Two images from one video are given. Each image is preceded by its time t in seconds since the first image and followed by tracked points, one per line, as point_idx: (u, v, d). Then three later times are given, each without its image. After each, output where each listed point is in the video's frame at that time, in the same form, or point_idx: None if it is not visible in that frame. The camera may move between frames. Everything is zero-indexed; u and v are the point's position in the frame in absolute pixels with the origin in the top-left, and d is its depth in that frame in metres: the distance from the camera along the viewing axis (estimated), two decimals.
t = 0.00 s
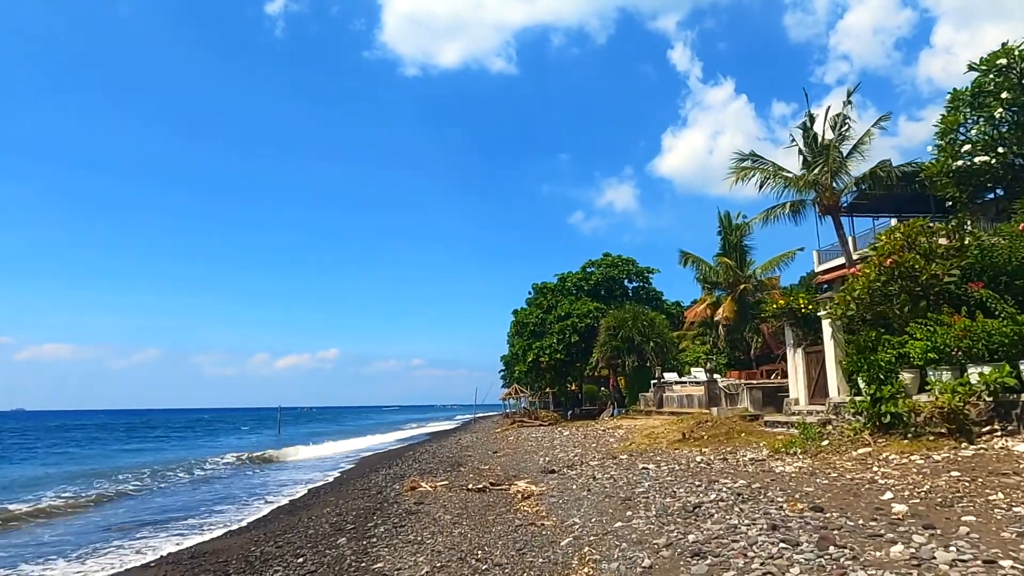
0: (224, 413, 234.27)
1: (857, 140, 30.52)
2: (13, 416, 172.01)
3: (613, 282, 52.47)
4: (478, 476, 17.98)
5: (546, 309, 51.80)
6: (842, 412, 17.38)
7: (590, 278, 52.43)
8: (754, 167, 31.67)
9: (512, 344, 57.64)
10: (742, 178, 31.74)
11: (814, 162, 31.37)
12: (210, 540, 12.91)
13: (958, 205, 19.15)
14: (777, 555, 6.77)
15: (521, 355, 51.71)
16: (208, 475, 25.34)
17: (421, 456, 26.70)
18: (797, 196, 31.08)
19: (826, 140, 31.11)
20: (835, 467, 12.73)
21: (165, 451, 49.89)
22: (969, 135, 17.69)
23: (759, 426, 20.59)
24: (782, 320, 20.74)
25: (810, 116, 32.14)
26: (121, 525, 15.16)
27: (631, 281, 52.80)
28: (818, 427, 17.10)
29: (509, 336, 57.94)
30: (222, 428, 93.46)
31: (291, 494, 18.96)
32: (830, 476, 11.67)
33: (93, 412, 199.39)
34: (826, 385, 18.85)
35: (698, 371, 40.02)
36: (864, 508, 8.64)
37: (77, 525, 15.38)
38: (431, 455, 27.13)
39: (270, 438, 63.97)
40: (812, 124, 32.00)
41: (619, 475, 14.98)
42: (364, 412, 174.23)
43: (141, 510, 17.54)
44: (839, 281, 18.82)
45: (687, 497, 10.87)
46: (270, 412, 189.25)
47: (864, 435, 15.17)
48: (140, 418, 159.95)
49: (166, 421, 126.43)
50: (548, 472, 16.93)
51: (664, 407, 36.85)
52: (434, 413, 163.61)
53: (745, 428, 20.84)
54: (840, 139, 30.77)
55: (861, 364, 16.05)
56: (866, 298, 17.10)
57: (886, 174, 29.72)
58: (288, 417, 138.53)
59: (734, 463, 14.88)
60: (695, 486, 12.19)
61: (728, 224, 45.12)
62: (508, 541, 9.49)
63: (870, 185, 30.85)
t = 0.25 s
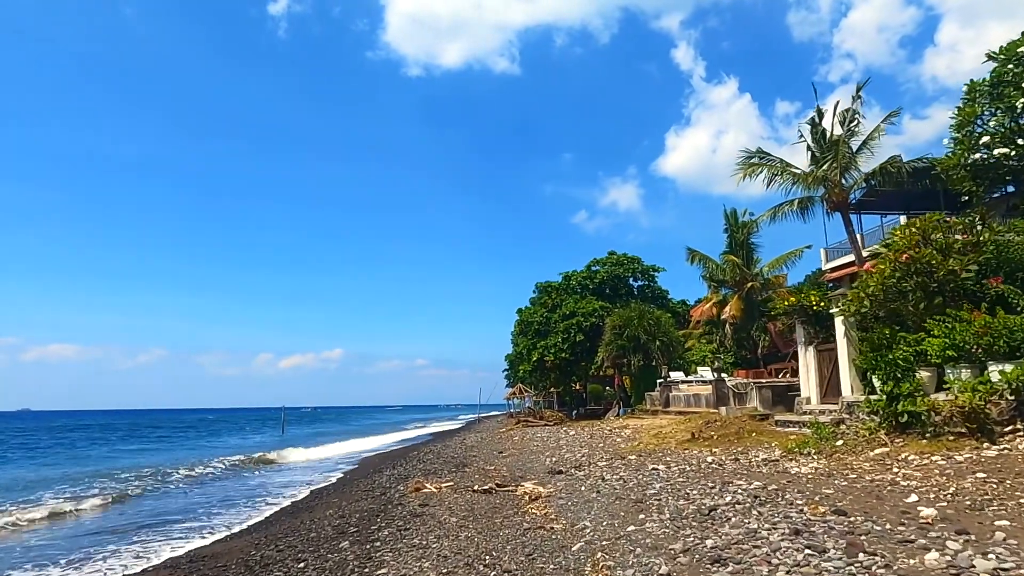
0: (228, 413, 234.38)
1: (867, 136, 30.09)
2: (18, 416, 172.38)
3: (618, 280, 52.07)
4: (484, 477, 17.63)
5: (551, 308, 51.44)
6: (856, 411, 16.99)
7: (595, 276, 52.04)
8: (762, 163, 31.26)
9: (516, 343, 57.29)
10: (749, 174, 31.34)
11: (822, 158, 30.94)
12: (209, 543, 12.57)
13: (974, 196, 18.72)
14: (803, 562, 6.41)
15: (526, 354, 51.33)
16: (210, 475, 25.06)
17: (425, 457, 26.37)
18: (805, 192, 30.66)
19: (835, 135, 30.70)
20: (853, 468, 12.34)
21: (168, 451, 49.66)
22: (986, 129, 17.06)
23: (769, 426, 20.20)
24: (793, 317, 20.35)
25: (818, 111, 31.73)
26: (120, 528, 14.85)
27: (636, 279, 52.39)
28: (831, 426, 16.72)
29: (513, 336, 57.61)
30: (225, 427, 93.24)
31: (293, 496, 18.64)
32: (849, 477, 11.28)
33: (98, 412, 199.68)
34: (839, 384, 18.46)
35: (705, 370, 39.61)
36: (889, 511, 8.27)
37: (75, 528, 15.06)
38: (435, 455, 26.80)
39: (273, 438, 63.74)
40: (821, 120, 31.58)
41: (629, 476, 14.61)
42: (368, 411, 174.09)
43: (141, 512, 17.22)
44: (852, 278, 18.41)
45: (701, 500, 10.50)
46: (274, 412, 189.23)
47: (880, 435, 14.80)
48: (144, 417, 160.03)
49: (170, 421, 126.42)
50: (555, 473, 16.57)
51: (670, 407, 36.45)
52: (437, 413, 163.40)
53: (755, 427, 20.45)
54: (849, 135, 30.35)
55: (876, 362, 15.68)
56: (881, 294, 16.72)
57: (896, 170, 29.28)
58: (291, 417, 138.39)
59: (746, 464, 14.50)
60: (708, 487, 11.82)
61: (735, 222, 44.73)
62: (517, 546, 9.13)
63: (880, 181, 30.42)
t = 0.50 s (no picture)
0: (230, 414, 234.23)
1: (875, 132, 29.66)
2: (21, 417, 172.56)
3: (622, 280, 51.67)
4: (489, 480, 17.26)
5: (555, 308, 51.07)
6: (871, 411, 16.65)
7: (599, 276, 51.66)
8: (769, 161, 30.85)
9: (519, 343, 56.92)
10: (756, 172, 30.94)
11: (831, 155, 30.52)
12: (209, 549, 12.24)
13: (991, 192, 17.31)
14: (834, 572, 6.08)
15: (530, 354, 50.96)
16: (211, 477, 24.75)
17: (429, 458, 26.02)
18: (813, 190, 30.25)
19: (843, 132, 30.28)
20: (872, 470, 11.96)
21: (170, 452, 49.41)
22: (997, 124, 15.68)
23: (780, 427, 19.80)
24: (804, 316, 19.99)
25: (826, 108, 31.30)
26: (118, 533, 14.53)
27: (640, 279, 51.98)
28: (845, 427, 16.38)
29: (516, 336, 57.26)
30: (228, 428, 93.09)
31: (296, 499, 18.31)
32: (869, 480, 10.89)
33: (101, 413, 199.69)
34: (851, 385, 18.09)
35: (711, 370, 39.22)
36: (917, 517, 7.91)
37: (74, 533, 14.77)
38: (439, 457, 26.46)
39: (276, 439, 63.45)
40: (828, 117, 31.17)
41: (639, 479, 14.25)
42: (370, 412, 173.82)
43: (141, 515, 16.93)
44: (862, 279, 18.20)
45: (718, 504, 10.14)
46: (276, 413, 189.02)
47: (896, 436, 14.49)
48: (146, 418, 159.96)
49: (171, 422, 126.06)
50: (562, 476, 16.21)
51: (676, 407, 36.07)
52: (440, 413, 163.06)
53: (766, 428, 20.06)
54: (858, 131, 29.92)
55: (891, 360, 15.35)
56: (897, 292, 16.40)
57: (906, 167, 28.82)
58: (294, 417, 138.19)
59: (760, 467, 14.12)
60: (723, 491, 11.47)
61: (740, 221, 44.36)
62: (527, 553, 8.78)
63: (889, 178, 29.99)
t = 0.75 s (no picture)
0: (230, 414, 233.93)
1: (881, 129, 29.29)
2: (21, 417, 172.23)
3: (624, 279, 51.29)
4: (491, 481, 16.90)
5: (556, 307, 50.71)
6: (881, 411, 16.29)
7: (601, 275, 51.28)
8: (774, 157, 30.48)
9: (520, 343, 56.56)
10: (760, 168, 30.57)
11: (836, 152, 30.15)
12: (201, 553, 11.86)
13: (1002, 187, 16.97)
14: None
15: (531, 354, 50.58)
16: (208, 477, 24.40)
17: (429, 459, 25.65)
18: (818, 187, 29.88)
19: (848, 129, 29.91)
20: (886, 472, 11.59)
21: (169, 451, 49.04)
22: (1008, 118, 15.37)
23: (787, 427, 19.43)
24: (812, 315, 19.71)
25: (831, 104, 30.94)
26: (110, 537, 14.16)
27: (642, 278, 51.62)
28: (855, 427, 16.05)
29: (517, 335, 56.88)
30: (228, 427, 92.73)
31: (293, 500, 17.95)
32: (885, 483, 10.50)
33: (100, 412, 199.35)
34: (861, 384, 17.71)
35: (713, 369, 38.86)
36: (941, 522, 7.55)
37: (65, 535, 14.41)
38: (440, 457, 26.08)
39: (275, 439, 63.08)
40: (833, 113, 30.80)
41: (645, 480, 13.89)
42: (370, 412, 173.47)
43: (135, 517, 16.55)
44: (870, 277, 17.95)
45: (729, 507, 9.77)
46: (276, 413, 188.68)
47: (909, 436, 14.16)
48: (146, 418, 159.54)
49: (171, 422, 125.71)
50: (565, 477, 15.84)
51: (679, 407, 35.69)
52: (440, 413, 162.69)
53: (772, 428, 19.69)
54: (863, 127, 29.55)
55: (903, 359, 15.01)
56: (908, 289, 16.05)
57: (912, 164, 28.45)
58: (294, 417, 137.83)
59: (769, 468, 13.76)
60: (733, 493, 11.11)
61: (743, 219, 44.02)
62: (531, 559, 8.40)
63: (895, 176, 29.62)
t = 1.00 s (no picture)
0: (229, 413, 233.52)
1: (886, 124, 28.89)
2: (19, 416, 171.69)
3: (624, 277, 50.89)
4: (490, 481, 16.52)
5: (556, 305, 50.33)
6: (889, 410, 15.93)
7: (601, 273, 50.88)
8: (778, 153, 30.08)
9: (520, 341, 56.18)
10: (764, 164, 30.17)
11: (840, 148, 29.75)
12: (189, 557, 11.46)
13: (1012, 183, 16.61)
14: None
15: (530, 352, 50.19)
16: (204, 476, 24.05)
17: (427, 458, 25.27)
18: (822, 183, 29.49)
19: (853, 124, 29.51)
20: (900, 472, 11.22)
21: (165, 451, 48.58)
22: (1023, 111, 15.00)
23: (792, 426, 19.06)
24: (817, 311, 19.30)
25: (836, 99, 30.55)
26: (99, 539, 13.79)
27: (643, 276, 51.23)
28: (863, 426, 15.71)
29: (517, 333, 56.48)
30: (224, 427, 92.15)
31: (287, 501, 17.59)
32: (899, 484, 10.11)
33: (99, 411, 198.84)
34: (868, 382, 17.33)
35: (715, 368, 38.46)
36: (963, 526, 7.17)
37: (51, 539, 13.99)
38: (438, 457, 25.69)
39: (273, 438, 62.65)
40: (838, 108, 30.40)
41: (649, 480, 13.50)
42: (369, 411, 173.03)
43: (125, 519, 16.14)
44: (877, 274, 17.59)
45: (737, 509, 9.39)
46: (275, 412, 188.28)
47: (919, 435, 13.81)
48: (144, 417, 159.00)
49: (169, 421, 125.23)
50: (566, 477, 15.47)
51: (680, 406, 35.30)
52: (439, 413, 162.32)
53: (777, 428, 19.32)
54: (869, 123, 29.16)
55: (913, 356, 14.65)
56: (917, 285, 15.68)
57: (918, 160, 28.07)
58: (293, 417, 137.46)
59: (776, 468, 13.40)
60: (740, 494, 10.73)
61: (745, 217, 43.67)
62: (532, 564, 8.00)
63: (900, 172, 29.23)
